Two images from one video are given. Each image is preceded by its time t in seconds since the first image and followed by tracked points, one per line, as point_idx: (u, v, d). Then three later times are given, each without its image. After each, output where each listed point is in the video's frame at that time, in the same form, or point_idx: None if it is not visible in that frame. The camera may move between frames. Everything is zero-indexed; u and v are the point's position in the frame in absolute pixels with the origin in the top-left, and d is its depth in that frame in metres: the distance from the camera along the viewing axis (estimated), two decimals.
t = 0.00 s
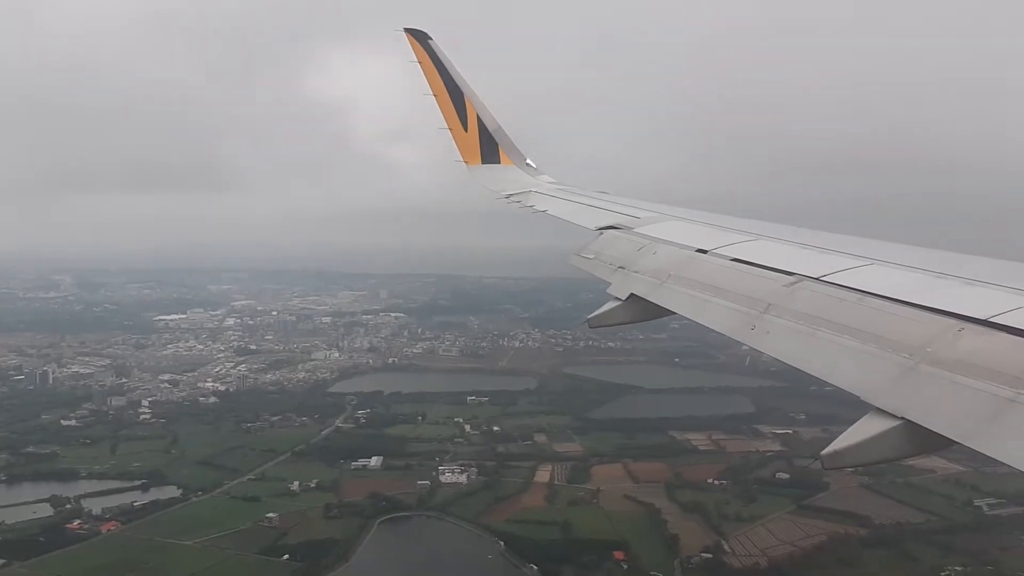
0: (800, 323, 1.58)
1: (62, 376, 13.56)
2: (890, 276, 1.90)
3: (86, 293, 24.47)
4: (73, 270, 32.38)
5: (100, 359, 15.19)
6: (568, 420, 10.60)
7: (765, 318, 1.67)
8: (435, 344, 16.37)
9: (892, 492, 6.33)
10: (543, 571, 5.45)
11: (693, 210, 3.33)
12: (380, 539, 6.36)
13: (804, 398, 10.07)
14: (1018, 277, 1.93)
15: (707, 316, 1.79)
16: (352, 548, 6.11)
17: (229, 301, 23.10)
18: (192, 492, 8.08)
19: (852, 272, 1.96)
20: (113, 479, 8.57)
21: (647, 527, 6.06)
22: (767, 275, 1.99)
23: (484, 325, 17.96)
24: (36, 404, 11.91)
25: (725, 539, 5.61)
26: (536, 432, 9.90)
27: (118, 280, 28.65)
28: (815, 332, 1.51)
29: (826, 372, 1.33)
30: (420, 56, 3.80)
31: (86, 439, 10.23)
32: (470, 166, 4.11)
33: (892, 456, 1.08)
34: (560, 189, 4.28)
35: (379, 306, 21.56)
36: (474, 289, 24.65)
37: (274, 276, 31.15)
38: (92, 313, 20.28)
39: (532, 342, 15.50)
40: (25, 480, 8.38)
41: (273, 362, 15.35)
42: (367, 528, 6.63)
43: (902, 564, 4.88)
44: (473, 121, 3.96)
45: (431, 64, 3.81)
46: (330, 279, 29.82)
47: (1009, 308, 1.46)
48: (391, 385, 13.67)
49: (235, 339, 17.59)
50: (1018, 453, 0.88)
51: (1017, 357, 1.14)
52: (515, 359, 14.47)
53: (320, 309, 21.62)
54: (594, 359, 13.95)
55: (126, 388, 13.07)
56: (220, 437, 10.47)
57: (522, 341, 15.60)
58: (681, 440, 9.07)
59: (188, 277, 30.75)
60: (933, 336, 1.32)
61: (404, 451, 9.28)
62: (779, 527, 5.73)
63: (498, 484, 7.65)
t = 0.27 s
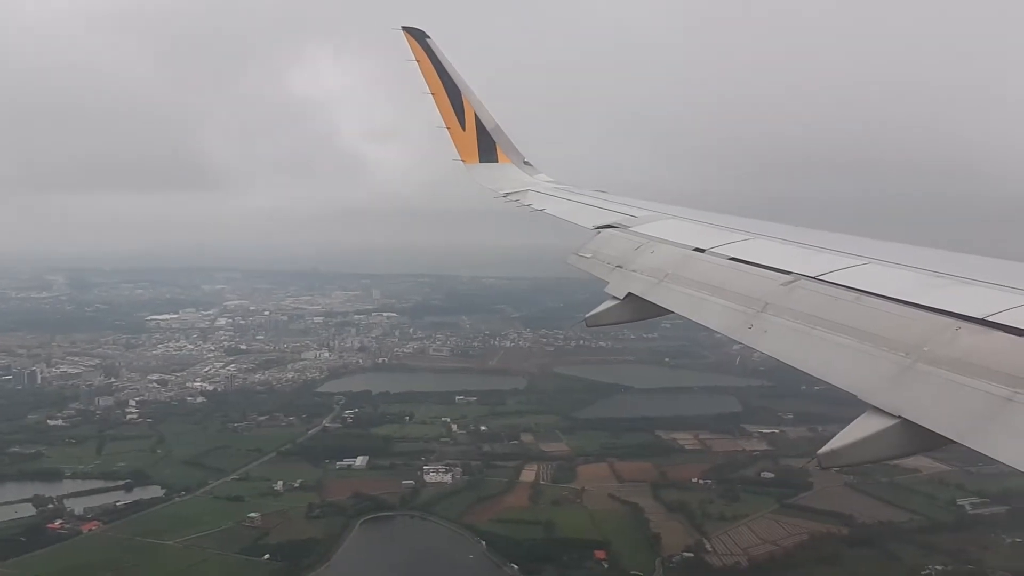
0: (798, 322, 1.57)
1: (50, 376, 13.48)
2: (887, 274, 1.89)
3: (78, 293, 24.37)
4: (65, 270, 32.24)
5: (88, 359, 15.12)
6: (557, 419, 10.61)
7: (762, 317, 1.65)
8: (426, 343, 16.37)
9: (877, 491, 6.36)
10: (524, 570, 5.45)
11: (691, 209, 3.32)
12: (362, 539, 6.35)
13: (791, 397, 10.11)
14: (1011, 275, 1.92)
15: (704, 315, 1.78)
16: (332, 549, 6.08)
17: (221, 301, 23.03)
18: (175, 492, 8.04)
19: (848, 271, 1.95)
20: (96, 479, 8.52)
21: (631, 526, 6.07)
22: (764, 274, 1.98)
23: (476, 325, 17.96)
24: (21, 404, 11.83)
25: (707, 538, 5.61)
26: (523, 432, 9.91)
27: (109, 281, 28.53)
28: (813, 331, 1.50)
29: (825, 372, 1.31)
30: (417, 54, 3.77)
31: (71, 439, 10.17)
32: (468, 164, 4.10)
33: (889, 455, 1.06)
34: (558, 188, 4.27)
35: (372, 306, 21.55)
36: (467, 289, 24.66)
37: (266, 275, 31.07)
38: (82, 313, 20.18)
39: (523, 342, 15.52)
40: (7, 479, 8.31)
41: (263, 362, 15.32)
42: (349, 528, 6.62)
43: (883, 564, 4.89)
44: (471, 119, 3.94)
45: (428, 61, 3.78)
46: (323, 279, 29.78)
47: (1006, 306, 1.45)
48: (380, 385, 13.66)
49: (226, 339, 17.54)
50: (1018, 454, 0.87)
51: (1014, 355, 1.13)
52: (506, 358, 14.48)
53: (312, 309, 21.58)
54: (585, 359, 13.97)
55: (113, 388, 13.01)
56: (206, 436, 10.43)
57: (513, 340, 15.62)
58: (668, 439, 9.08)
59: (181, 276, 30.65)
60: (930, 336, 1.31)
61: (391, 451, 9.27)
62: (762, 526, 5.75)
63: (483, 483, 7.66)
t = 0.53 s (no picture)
0: (800, 320, 1.56)
1: (45, 375, 13.49)
2: (886, 270, 1.88)
3: (75, 293, 24.40)
4: (63, 270, 32.26)
5: (83, 359, 15.14)
6: (549, 419, 10.63)
7: (764, 314, 1.65)
8: (420, 343, 16.40)
9: (865, 491, 6.38)
10: (509, 570, 5.46)
11: (693, 206, 3.33)
12: (347, 539, 6.37)
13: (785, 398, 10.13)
14: (1008, 272, 1.92)
15: (707, 312, 1.77)
16: (316, 549, 6.08)
17: (218, 301, 23.04)
18: (164, 492, 8.05)
19: (848, 268, 1.95)
20: (85, 479, 8.53)
21: (618, 526, 6.08)
22: (765, 272, 1.97)
23: (473, 325, 17.99)
24: (15, 404, 11.84)
25: (694, 537, 5.63)
26: (515, 432, 9.92)
27: (107, 281, 28.54)
28: (815, 328, 1.49)
29: (827, 369, 1.31)
30: (419, 51, 3.76)
31: (63, 438, 10.17)
32: (470, 162, 4.10)
33: (894, 451, 1.05)
34: (559, 185, 4.28)
35: (368, 306, 21.58)
36: (465, 289, 24.69)
37: (264, 276, 31.09)
38: (77, 314, 20.19)
39: (518, 342, 15.54)
40: None
41: (258, 362, 15.34)
42: (336, 527, 6.63)
43: (869, 564, 4.90)
44: (472, 117, 3.94)
45: (429, 59, 3.78)
46: (321, 279, 29.81)
47: (1007, 302, 1.44)
48: (373, 385, 13.68)
49: (222, 338, 17.56)
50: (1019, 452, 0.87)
51: (1015, 353, 1.12)
52: (501, 359, 14.50)
53: (308, 309, 21.61)
54: (579, 359, 13.99)
55: (106, 388, 13.02)
56: (198, 436, 10.45)
57: (509, 341, 15.65)
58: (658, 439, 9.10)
59: (180, 277, 30.66)
60: (931, 333, 1.30)
61: (382, 451, 9.29)
62: (749, 527, 5.76)
63: (472, 483, 7.68)
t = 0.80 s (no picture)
0: (800, 317, 1.55)
1: (36, 375, 13.46)
2: (884, 267, 1.88)
3: (69, 293, 24.33)
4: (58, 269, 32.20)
5: (74, 358, 15.10)
6: (540, 418, 10.62)
7: (764, 312, 1.64)
8: (413, 343, 16.39)
9: (852, 489, 6.40)
10: (491, 570, 5.43)
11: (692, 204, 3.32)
12: (331, 538, 6.36)
13: (777, 398, 10.13)
14: (1004, 269, 1.92)
15: (706, 310, 1.76)
16: (300, 548, 6.07)
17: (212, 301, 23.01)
18: (150, 492, 8.04)
19: (846, 266, 1.94)
20: (72, 479, 8.51)
21: (604, 524, 6.08)
22: (765, 270, 1.95)
23: (467, 324, 17.98)
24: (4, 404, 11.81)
25: (679, 536, 5.64)
26: (504, 431, 9.91)
27: (102, 281, 28.50)
28: (815, 325, 1.48)
29: (827, 366, 1.30)
30: (418, 49, 3.76)
31: (52, 437, 10.15)
32: (469, 160, 4.09)
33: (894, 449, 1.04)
34: (559, 183, 4.27)
35: (363, 306, 21.57)
36: (460, 288, 24.68)
37: (260, 275, 31.07)
38: (70, 313, 20.15)
39: (511, 342, 15.54)
40: None
41: (250, 362, 15.32)
42: (321, 527, 6.62)
43: (854, 563, 4.91)
44: (472, 114, 3.93)
45: (429, 56, 3.77)
46: (316, 279, 29.79)
47: (1005, 300, 1.44)
48: (365, 384, 13.67)
49: (215, 338, 17.54)
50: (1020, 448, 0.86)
51: (1015, 350, 1.11)
52: (494, 359, 14.50)
53: (303, 309, 21.59)
54: (572, 359, 13.99)
55: (97, 387, 12.99)
56: (187, 436, 10.43)
57: (503, 341, 15.67)
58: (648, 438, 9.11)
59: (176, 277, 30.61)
60: (932, 331, 1.29)
61: (371, 451, 9.28)
62: (735, 527, 5.76)
63: (460, 482, 7.69)
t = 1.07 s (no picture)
0: (801, 316, 1.54)
1: (27, 374, 13.42)
2: (884, 266, 1.87)
3: (64, 292, 24.27)
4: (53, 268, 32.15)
5: (66, 357, 15.05)
6: (530, 417, 10.62)
7: (764, 311, 1.63)
8: (406, 343, 16.38)
9: (839, 488, 6.41)
10: (475, 569, 5.41)
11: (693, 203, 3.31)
12: (314, 537, 6.34)
13: (769, 398, 10.13)
14: (1002, 268, 1.91)
15: (706, 309, 1.76)
16: (283, 548, 6.06)
17: (207, 300, 22.98)
18: (135, 491, 8.02)
19: (846, 265, 1.94)
20: (58, 478, 8.47)
21: (590, 523, 6.07)
22: (765, 269, 1.94)
23: (462, 324, 17.97)
24: None
25: (663, 535, 5.63)
26: (494, 430, 9.90)
27: (97, 280, 28.46)
28: (815, 325, 1.47)
29: (828, 365, 1.30)
30: (418, 47, 3.75)
31: (40, 436, 10.11)
32: (469, 159, 4.07)
33: (895, 447, 1.04)
34: (559, 182, 4.27)
35: (358, 306, 21.56)
36: (455, 288, 24.67)
37: (255, 275, 31.04)
38: (63, 312, 20.10)
39: (505, 342, 15.54)
40: None
41: (241, 361, 15.29)
42: (305, 526, 6.60)
43: (839, 562, 4.91)
44: (471, 113, 3.92)
45: (428, 55, 3.76)
46: (311, 279, 29.77)
47: (1006, 299, 1.43)
48: (357, 384, 13.65)
49: (209, 337, 17.51)
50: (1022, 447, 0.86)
51: (1016, 350, 1.11)
52: (487, 359, 14.49)
53: (297, 308, 21.57)
54: (565, 359, 13.99)
55: (87, 387, 12.95)
56: (175, 435, 10.40)
57: (496, 341, 15.69)
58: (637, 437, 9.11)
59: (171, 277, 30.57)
60: (932, 330, 1.28)
61: (359, 450, 9.28)
62: (720, 526, 5.76)
63: (446, 481, 7.69)
